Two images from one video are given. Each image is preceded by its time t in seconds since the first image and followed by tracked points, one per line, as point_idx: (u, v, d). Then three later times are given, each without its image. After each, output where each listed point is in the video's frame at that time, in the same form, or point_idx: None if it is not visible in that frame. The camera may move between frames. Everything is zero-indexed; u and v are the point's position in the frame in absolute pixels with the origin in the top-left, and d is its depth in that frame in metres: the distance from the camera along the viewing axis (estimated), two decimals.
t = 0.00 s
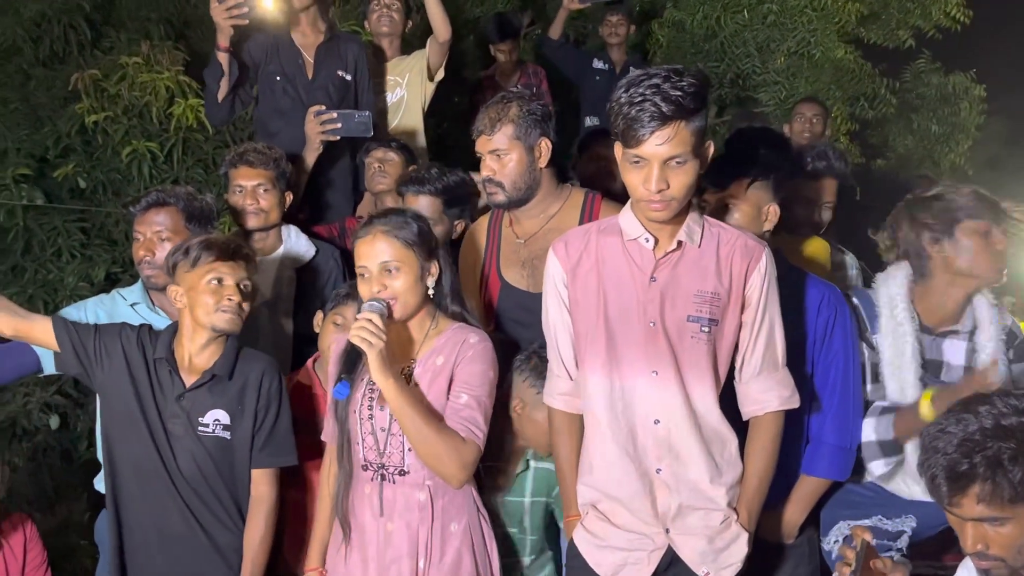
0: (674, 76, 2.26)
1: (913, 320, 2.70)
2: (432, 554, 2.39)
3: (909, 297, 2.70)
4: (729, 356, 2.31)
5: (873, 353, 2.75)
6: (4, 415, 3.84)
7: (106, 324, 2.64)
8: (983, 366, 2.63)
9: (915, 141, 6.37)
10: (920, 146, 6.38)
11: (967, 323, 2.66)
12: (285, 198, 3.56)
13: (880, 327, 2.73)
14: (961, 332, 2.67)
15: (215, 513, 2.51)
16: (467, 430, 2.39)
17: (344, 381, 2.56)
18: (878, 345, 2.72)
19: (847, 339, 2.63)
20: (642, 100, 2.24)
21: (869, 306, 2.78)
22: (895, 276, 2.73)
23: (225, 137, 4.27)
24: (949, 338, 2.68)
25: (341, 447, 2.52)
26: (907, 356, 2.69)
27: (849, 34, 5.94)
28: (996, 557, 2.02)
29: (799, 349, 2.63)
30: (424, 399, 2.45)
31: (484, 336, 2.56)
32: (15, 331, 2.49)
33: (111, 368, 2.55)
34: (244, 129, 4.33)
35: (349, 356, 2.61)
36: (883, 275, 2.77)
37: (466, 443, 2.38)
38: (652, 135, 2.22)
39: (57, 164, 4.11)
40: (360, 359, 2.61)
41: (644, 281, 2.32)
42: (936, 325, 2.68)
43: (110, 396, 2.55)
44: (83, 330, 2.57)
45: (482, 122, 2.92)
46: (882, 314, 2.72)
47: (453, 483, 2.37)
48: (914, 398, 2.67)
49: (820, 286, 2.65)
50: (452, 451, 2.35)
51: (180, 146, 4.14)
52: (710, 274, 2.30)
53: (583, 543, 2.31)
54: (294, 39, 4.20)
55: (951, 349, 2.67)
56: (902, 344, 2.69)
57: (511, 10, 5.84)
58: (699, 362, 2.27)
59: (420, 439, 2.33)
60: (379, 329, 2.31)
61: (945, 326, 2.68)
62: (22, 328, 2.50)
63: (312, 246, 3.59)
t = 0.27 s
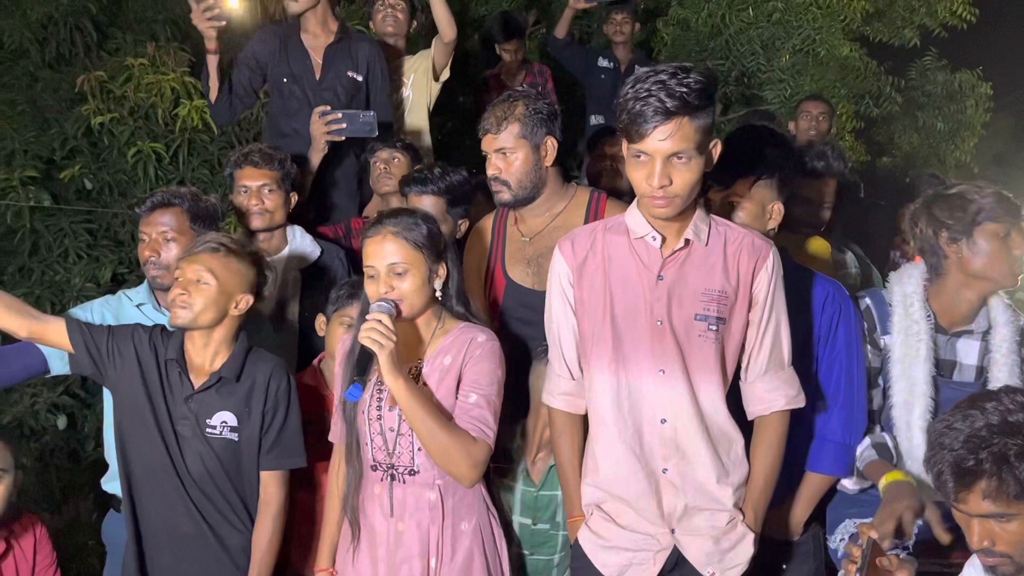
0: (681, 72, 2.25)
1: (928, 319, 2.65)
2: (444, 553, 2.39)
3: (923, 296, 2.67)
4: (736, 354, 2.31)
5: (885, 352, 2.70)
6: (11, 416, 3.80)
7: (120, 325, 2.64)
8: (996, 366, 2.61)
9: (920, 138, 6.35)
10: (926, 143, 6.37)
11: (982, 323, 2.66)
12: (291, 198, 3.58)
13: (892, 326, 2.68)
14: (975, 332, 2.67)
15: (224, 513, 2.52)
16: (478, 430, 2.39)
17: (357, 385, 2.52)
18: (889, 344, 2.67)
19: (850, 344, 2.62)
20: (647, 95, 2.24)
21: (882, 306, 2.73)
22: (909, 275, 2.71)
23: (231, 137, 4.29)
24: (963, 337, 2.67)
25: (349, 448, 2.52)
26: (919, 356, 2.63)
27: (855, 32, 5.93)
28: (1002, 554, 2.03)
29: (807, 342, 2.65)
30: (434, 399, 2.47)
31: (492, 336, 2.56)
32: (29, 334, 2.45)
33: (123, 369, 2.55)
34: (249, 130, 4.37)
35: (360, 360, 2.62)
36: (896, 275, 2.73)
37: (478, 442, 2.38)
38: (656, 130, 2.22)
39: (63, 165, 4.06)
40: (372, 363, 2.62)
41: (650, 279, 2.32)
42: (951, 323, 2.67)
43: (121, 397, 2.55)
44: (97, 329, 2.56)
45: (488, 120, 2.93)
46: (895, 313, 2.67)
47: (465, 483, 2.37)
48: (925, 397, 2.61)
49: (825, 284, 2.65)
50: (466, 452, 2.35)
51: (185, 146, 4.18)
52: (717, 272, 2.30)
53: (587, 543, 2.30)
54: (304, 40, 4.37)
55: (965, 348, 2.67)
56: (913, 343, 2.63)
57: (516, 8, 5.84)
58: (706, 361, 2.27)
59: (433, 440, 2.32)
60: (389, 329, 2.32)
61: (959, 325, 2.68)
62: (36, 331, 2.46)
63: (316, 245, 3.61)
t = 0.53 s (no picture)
0: (679, 68, 2.25)
1: (930, 316, 2.65)
2: (452, 552, 2.40)
3: (926, 293, 2.67)
4: (740, 352, 2.30)
5: (888, 349, 2.70)
6: (19, 414, 3.81)
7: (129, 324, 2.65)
8: (999, 363, 2.61)
9: (926, 134, 6.33)
10: (932, 139, 6.34)
11: (986, 320, 2.65)
12: (295, 197, 3.58)
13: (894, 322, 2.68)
14: (978, 328, 2.65)
15: (227, 513, 2.52)
16: (487, 429, 2.40)
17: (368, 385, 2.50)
18: (891, 340, 2.67)
19: (854, 341, 2.63)
20: (644, 90, 2.24)
21: (884, 303, 2.74)
22: (913, 272, 2.71)
23: (236, 137, 4.29)
24: (966, 334, 2.66)
25: (357, 446, 2.52)
26: (921, 353, 2.62)
27: (860, 28, 5.93)
28: (1007, 551, 2.03)
29: (817, 331, 2.67)
30: (442, 397, 2.47)
31: (500, 334, 2.56)
32: (40, 332, 2.47)
33: (132, 366, 2.56)
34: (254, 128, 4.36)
35: (370, 360, 2.57)
36: (900, 271, 2.74)
37: (487, 441, 2.39)
38: (652, 125, 2.22)
39: (71, 164, 4.08)
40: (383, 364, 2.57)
41: (653, 276, 2.32)
42: (954, 320, 2.65)
43: (130, 395, 2.56)
44: (107, 328, 2.58)
45: (494, 117, 2.94)
46: (897, 309, 2.68)
47: (475, 481, 2.38)
48: (926, 394, 2.62)
49: (831, 281, 2.68)
50: (476, 453, 2.35)
51: (191, 145, 4.15)
52: (720, 270, 2.29)
53: (589, 542, 2.30)
54: (316, 39, 4.32)
55: (968, 345, 2.66)
56: (914, 340, 2.63)
57: (521, 6, 5.83)
58: (708, 359, 2.26)
59: (444, 440, 2.33)
60: (399, 329, 2.30)
61: (962, 322, 2.66)
62: (47, 329, 2.48)
63: (322, 244, 3.62)
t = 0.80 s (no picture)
0: (680, 64, 2.26)
1: (932, 311, 2.66)
2: (461, 549, 2.41)
3: (929, 287, 2.68)
4: (744, 351, 2.30)
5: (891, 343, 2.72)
6: (29, 412, 3.80)
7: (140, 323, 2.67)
8: (1003, 358, 2.60)
9: (934, 129, 6.32)
10: (939, 134, 6.33)
11: (989, 314, 2.63)
12: (301, 197, 3.58)
13: (897, 317, 2.70)
14: (982, 323, 2.64)
15: (233, 512, 2.53)
16: (495, 426, 2.41)
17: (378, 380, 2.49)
18: (893, 334, 2.70)
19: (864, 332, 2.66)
20: (653, 87, 2.24)
21: (887, 298, 2.76)
22: (914, 268, 2.72)
23: (242, 135, 4.25)
24: (969, 330, 2.66)
25: (365, 445, 2.54)
26: (922, 348, 2.65)
27: (865, 23, 5.95)
28: (1012, 548, 2.03)
29: (827, 327, 2.67)
30: (451, 393, 2.48)
31: (508, 332, 2.57)
32: (50, 330, 2.49)
33: (141, 365, 2.58)
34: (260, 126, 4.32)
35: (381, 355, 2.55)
36: (904, 265, 2.76)
37: (496, 438, 2.40)
38: (667, 121, 2.22)
39: (78, 163, 4.09)
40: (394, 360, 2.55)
41: (657, 274, 2.32)
42: (956, 315, 2.65)
43: (139, 393, 2.58)
44: (117, 327, 2.59)
45: (501, 115, 2.93)
46: (900, 303, 2.70)
47: (485, 478, 2.39)
48: (928, 388, 2.64)
49: (838, 277, 2.70)
50: (484, 449, 2.36)
51: (198, 143, 4.14)
52: (724, 268, 2.29)
53: (594, 540, 2.32)
54: (326, 36, 4.34)
55: (971, 340, 2.66)
56: (915, 335, 2.65)
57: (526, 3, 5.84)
58: (713, 357, 2.26)
59: (455, 439, 2.33)
60: (409, 326, 2.31)
61: (965, 317, 2.66)
62: (56, 327, 2.50)
63: (329, 243, 3.62)
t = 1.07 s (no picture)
0: (692, 58, 2.26)
1: (945, 301, 2.63)
2: (466, 545, 2.41)
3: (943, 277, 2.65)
4: (753, 346, 2.30)
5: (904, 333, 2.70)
6: (37, 409, 3.83)
7: (145, 321, 2.68)
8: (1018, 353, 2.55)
9: (941, 123, 6.26)
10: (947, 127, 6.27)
11: (1003, 308, 2.58)
12: (308, 194, 3.58)
13: (910, 306, 2.68)
14: (995, 316, 2.60)
15: (239, 509, 2.54)
16: (501, 420, 2.40)
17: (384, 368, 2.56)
18: (906, 323, 2.68)
19: (863, 321, 2.67)
20: (664, 82, 2.23)
21: (901, 287, 2.72)
22: (928, 259, 2.68)
23: (248, 132, 4.26)
24: (983, 322, 2.62)
25: (372, 441, 2.55)
26: (934, 338, 2.62)
27: (871, 18, 5.95)
28: (1021, 544, 2.03)
29: (834, 323, 2.68)
30: (458, 388, 2.48)
31: (514, 328, 2.56)
32: (58, 328, 2.50)
33: (147, 362, 2.58)
34: (265, 124, 4.34)
35: (387, 345, 2.60)
36: (919, 255, 2.73)
37: (500, 433, 2.39)
38: (677, 116, 2.21)
39: (85, 161, 4.09)
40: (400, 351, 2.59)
41: (664, 271, 2.32)
42: (969, 306, 2.62)
43: (145, 391, 2.59)
44: (123, 324, 2.61)
45: (507, 113, 2.94)
46: (913, 292, 2.67)
47: (488, 474, 2.38)
48: (940, 378, 2.60)
49: (844, 275, 2.71)
50: (489, 444, 2.35)
51: (204, 141, 4.12)
52: (731, 263, 2.28)
53: (603, 538, 2.31)
54: (337, 34, 4.30)
55: (984, 333, 2.61)
56: (928, 325, 2.63)
57: None
58: (722, 352, 2.26)
59: (460, 434, 2.33)
60: (417, 316, 2.32)
61: (979, 309, 2.62)
62: (64, 325, 2.51)
63: (336, 240, 3.63)
